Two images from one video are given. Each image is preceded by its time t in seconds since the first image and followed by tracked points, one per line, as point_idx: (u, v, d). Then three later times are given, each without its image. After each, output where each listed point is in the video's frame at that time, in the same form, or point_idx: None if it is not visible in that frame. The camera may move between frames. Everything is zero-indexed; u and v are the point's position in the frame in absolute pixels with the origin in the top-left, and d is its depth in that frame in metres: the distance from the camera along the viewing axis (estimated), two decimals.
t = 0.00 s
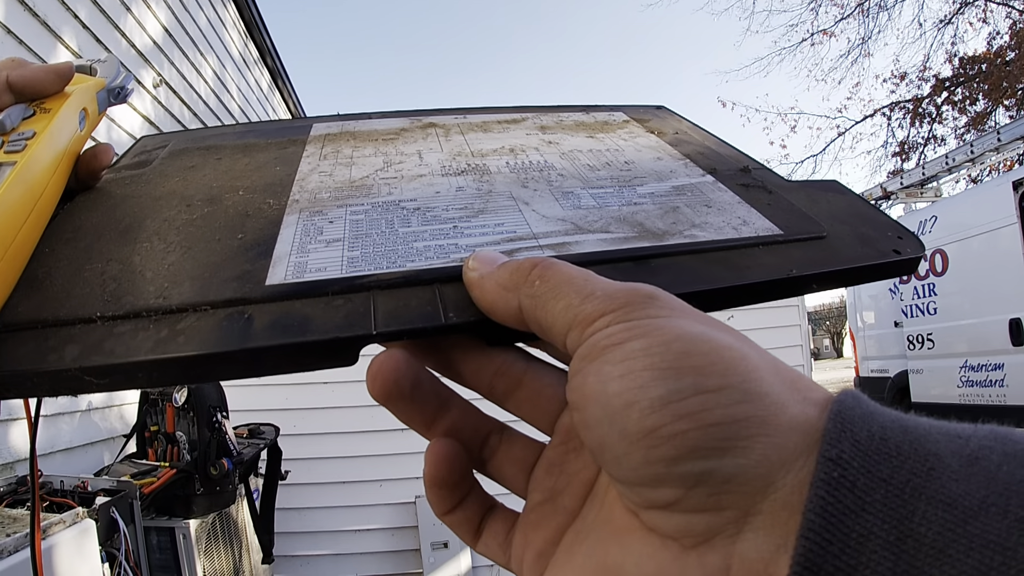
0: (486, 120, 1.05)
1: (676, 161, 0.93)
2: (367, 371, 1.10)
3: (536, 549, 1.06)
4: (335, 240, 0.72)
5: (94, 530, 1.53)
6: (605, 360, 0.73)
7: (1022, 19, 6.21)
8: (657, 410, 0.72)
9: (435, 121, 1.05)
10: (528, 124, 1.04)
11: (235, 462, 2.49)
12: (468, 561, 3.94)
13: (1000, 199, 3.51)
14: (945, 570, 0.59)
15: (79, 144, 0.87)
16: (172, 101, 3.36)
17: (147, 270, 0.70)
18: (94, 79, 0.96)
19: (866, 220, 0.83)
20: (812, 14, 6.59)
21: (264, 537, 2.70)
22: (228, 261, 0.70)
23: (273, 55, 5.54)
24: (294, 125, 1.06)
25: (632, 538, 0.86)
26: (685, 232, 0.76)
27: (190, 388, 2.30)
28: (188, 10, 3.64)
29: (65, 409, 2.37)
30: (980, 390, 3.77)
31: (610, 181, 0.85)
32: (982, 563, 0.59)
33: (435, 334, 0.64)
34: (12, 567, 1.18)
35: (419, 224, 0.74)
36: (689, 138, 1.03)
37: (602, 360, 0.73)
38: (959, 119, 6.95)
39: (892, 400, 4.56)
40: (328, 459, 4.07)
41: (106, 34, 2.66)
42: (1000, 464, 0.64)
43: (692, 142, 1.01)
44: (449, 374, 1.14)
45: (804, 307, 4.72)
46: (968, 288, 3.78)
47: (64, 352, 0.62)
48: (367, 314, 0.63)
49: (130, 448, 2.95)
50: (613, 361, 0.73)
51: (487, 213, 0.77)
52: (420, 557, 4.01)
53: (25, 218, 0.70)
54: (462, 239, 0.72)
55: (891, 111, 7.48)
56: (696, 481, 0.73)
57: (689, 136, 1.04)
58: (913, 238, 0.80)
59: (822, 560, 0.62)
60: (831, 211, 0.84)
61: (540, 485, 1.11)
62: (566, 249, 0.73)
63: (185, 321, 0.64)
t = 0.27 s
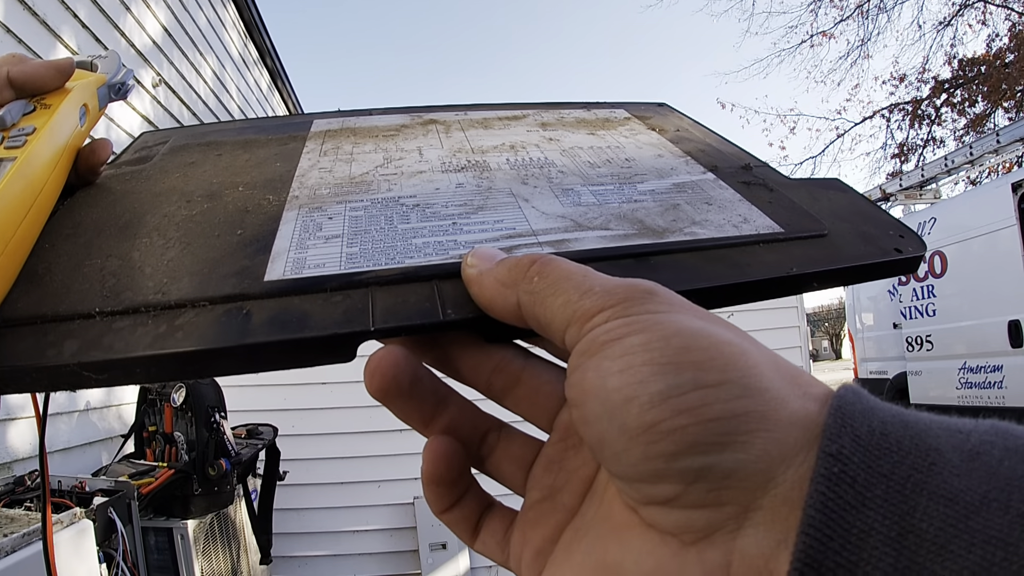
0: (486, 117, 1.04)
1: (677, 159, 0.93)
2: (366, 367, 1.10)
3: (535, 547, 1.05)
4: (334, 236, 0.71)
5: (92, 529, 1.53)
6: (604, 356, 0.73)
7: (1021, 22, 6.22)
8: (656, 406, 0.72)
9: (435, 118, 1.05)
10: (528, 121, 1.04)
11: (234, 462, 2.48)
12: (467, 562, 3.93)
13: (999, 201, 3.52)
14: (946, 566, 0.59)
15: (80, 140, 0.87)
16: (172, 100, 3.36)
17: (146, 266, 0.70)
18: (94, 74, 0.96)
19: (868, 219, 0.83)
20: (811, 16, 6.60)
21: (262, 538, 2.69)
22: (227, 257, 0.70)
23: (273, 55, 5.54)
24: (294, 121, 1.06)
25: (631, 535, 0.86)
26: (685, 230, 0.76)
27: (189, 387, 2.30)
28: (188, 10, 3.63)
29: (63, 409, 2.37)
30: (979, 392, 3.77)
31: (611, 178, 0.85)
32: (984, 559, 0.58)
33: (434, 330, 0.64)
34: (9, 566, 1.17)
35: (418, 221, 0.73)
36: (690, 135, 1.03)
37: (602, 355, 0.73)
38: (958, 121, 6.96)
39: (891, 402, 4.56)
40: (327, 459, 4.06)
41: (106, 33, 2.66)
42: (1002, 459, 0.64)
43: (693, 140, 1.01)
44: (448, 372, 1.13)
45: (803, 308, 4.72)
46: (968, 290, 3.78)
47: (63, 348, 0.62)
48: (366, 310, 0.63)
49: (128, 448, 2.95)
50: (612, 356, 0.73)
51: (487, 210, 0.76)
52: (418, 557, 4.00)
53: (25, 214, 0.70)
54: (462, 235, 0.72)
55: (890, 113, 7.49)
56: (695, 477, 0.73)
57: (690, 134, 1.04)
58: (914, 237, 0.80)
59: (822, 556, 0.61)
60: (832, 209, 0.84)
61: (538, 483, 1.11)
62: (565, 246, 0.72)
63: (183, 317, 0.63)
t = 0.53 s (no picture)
0: (487, 121, 1.04)
1: (677, 164, 0.93)
2: (366, 370, 1.10)
3: (534, 551, 1.05)
4: (335, 241, 0.71)
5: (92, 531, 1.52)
6: (604, 361, 0.73)
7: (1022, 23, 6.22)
8: (655, 411, 0.72)
9: (436, 122, 1.05)
10: (529, 125, 1.04)
11: (234, 463, 2.48)
12: (468, 564, 3.93)
13: (1000, 202, 3.51)
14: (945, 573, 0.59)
15: (80, 142, 0.87)
16: (173, 101, 3.36)
17: (147, 269, 0.70)
18: (96, 76, 0.96)
19: (868, 226, 0.83)
20: (812, 16, 6.60)
21: (263, 540, 2.69)
22: (227, 261, 0.70)
23: (274, 56, 5.55)
24: (296, 125, 1.06)
25: (630, 539, 0.86)
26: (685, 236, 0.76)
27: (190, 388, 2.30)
28: (189, 11, 3.64)
29: (64, 410, 2.37)
30: (980, 394, 3.76)
31: (611, 183, 0.85)
32: (983, 566, 0.59)
33: (434, 335, 0.64)
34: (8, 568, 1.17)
35: (419, 226, 0.73)
36: (690, 140, 1.03)
37: (601, 360, 0.73)
38: (959, 123, 6.95)
39: (892, 403, 4.55)
40: (328, 460, 4.06)
41: (107, 34, 2.66)
42: (1001, 466, 0.64)
43: (693, 144, 1.01)
44: (449, 375, 1.13)
45: (804, 309, 4.72)
46: (968, 291, 3.77)
47: (64, 351, 0.62)
48: (366, 315, 0.63)
49: (129, 449, 2.95)
50: (612, 361, 0.73)
51: (488, 214, 0.76)
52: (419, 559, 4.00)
53: (25, 216, 0.70)
54: (462, 240, 0.72)
55: (891, 114, 7.48)
56: (694, 482, 0.73)
57: (691, 138, 1.04)
58: (914, 243, 0.80)
59: (821, 563, 0.61)
60: (832, 215, 0.84)
61: (538, 487, 1.10)
62: (566, 251, 0.72)
63: (184, 320, 0.63)
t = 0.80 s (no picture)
0: (487, 122, 1.05)
1: (678, 164, 0.93)
2: (368, 370, 1.09)
3: (535, 552, 1.05)
4: (336, 242, 0.71)
5: (93, 533, 1.52)
6: (605, 361, 0.73)
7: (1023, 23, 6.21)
8: (657, 411, 0.72)
9: (436, 123, 1.05)
10: (529, 126, 1.04)
11: (235, 465, 2.48)
12: (469, 566, 3.92)
13: (1002, 203, 3.51)
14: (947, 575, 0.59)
15: (80, 144, 0.87)
16: (174, 103, 3.37)
17: (148, 271, 0.70)
18: (96, 78, 0.96)
19: (869, 225, 0.83)
20: (813, 18, 6.60)
21: (264, 542, 2.69)
22: (228, 263, 0.70)
23: (275, 58, 5.56)
24: (296, 126, 1.07)
25: (631, 540, 0.85)
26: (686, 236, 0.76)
27: (191, 390, 2.31)
28: (191, 14, 3.65)
29: (65, 412, 2.37)
30: (982, 395, 3.75)
31: (612, 184, 0.85)
32: (985, 568, 0.58)
33: (435, 337, 0.64)
34: (9, 570, 1.17)
35: (420, 227, 0.73)
36: (691, 140, 1.03)
37: (602, 360, 0.73)
38: (960, 123, 6.95)
39: (894, 405, 4.54)
40: (329, 462, 4.06)
41: (108, 37, 2.67)
42: (1003, 467, 0.64)
43: (693, 145, 1.01)
44: (450, 376, 1.13)
45: (805, 311, 4.71)
46: (970, 292, 3.77)
47: (65, 353, 0.62)
48: (367, 316, 0.63)
49: (130, 451, 2.95)
50: (613, 361, 0.72)
51: (489, 215, 0.76)
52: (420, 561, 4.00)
53: (25, 219, 0.70)
54: (463, 241, 0.72)
55: (892, 115, 7.48)
56: (696, 482, 0.73)
57: (691, 139, 1.04)
58: (914, 243, 0.80)
59: (823, 564, 0.61)
60: (833, 215, 0.84)
61: (539, 488, 1.10)
62: (567, 252, 0.73)
63: (185, 322, 0.63)
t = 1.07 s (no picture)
0: (488, 122, 1.05)
1: (679, 163, 0.93)
2: (369, 370, 1.09)
3: (536, 551, 1.05)
4: (337, 242, 0.71)
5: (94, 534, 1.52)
6: (607, 359, 0.73)
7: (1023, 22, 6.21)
8: (659, 409, 0.72)
9: (437, 122, 1.05)
10: (530, 126, 1.04)
11: (236, 466, 2.48)
12: (470, 567, 3.92)
13: (1003, 202, 3.50)
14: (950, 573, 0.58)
15: (82, 146, 0.87)
16: (175, 105, 3.37)
17: (149, 272, 0.70)
18: (96, 80, 0.96)
19: (870, 223, 0.83)
20: (813, 18, 6.60)
21: (265, 543, 2.69)
22: (230, 263, 0.70)
23: (276, 60, 5.57)
24: (296, 127, 1.07)
25: (633, 539, 0.85)
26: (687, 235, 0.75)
27: (192, 392, 2.31)
28: (191, 16, 3.66)
29: (66, 413, 2.37)
30: (984, 394, 3.75)
31: (613, 183, 0.85)
32: (988, 566, 0.58)
33: (437, 336, 0.64)
34: (10, 572, 1.17)
35: (421, 226, 0.73)
36: (692, 139, 1.03)
37: (604, 359, 0.73)
38: (960, 123, 6.94)
39: (896, 404, 4.53)
40: (330, 463, 4.06)
41: (109, 39, 2.68)
42: (1006, 465, 0.64)
43: (694, 144, 1.01)
44: (451, 376, 1.13)
45: (806, 310, 4.71)
46: (972, 291, 3.76)
47: (66, 354, 0.62)
48: (369, 316, 0.63)
49: (131, 453, 2.95)
50: (615, 359, 0.73)
51: (490, 214, 0.76)
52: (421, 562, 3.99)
53: (26, 220, 0.70)
54: (464, 241, 0.72)
55: (893, 115, 7.47)
56: (698, 480, 0.73)
57: (692, 138, 1.04)
58: (916, 240, 0.80)
59: (825, 562, 0.61)
60: (834, 213, 0.84)
61: (541, 487, 1.10)
62: (568, 251, 0.72)
63: (187, 323, 0.63)
